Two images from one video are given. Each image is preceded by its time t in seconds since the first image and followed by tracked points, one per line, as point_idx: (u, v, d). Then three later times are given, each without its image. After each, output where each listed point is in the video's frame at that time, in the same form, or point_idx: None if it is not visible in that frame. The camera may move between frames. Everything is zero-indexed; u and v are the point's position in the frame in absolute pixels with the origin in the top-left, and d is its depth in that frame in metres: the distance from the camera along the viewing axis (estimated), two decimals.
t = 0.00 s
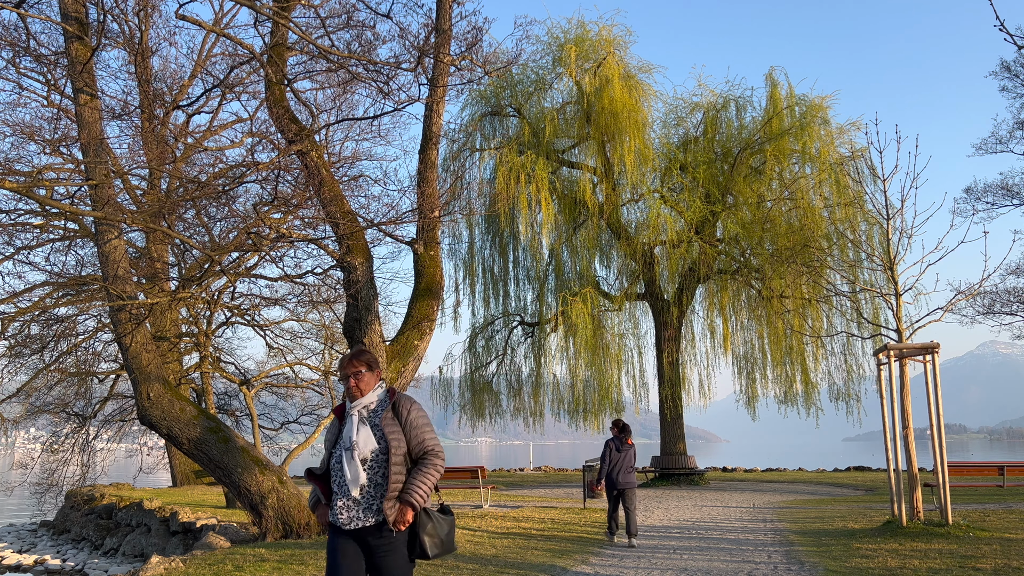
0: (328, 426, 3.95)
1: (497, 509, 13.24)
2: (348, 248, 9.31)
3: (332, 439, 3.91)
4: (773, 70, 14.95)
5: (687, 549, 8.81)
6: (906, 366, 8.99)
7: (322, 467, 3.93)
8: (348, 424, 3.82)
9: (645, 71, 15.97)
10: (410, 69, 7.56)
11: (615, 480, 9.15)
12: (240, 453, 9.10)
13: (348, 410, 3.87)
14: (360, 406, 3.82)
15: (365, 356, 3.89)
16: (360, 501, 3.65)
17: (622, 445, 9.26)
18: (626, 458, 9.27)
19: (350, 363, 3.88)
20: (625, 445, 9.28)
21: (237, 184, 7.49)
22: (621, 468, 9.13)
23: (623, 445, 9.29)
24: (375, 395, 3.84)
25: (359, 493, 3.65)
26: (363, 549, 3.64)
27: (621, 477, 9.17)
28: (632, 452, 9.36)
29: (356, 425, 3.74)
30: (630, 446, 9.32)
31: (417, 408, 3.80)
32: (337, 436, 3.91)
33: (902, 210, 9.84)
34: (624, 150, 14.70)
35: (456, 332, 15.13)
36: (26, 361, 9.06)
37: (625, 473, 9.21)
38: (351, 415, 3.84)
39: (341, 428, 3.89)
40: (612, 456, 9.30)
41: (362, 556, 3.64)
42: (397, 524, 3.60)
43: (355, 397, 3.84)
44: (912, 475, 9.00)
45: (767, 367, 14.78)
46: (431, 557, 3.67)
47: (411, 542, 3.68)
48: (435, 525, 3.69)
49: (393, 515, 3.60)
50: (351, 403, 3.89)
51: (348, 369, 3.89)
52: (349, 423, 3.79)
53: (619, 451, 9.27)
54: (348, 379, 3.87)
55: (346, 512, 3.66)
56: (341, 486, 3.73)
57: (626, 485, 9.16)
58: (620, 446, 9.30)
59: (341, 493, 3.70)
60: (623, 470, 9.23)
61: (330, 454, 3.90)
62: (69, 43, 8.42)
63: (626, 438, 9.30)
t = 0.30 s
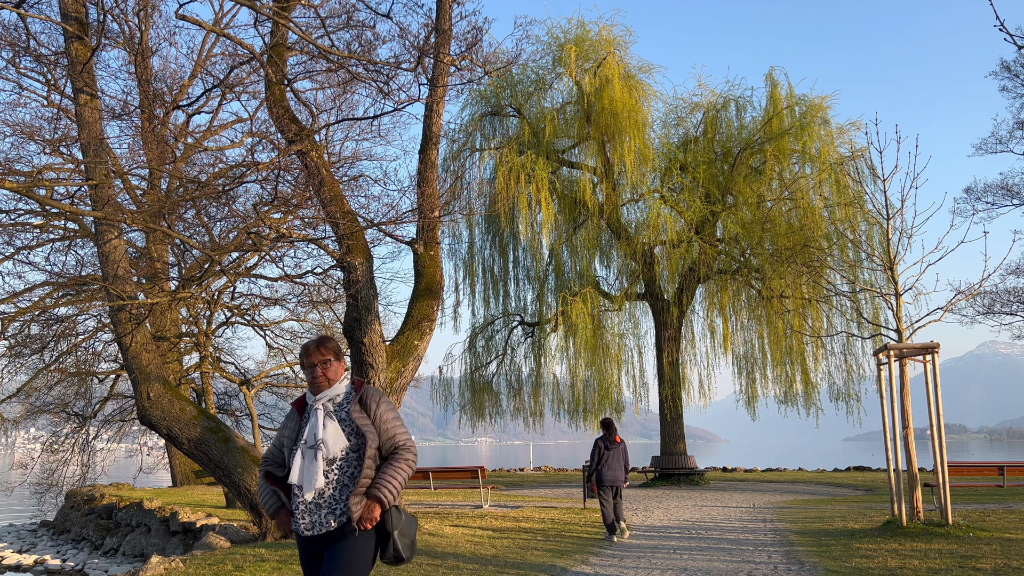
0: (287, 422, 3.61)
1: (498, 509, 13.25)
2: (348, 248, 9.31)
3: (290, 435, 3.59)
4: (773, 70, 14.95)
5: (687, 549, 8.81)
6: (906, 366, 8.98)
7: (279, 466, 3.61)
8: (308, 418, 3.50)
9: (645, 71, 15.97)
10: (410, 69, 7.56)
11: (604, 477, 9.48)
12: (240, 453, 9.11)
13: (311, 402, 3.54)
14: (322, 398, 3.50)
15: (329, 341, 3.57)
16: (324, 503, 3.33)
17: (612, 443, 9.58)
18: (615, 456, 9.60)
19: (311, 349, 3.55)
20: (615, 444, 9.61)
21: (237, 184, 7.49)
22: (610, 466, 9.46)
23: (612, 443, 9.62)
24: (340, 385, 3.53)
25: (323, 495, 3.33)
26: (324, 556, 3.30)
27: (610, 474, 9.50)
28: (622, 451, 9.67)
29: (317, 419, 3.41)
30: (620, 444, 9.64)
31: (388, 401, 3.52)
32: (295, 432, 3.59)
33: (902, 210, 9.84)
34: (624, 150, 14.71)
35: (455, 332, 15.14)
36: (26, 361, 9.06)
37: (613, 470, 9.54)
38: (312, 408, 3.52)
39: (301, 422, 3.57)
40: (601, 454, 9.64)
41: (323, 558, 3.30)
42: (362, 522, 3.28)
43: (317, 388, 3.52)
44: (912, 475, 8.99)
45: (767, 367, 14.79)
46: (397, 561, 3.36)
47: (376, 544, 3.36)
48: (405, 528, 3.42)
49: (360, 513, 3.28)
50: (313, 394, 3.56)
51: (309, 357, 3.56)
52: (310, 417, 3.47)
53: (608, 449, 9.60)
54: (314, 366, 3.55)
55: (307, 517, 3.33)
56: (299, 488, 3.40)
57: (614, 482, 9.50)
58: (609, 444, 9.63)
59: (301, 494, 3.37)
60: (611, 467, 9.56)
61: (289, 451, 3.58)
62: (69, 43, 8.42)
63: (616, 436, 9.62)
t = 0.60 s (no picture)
0: (249, 412, 3.39)
1: (498, 509, 13.25)
2: (348, 248, 9.30)
3: (253, 426, 3.35)
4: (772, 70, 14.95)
5: (687, 549, 8.81)
6: (906, 366, 8.98)
7: (236, 462, 3.37)
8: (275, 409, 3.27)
9: (645, 71, 15.98)
10: (410, 69, 7.55)
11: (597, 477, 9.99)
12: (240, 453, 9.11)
13: (278, 392, 3.31)
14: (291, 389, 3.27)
15: (303, 327, 3.36)
16: (279, 507, 3.10)
17: (604, 445, 10.15)
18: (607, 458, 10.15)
19: (285, 335, 3.33)
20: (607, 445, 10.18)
21: (237, 184, 7.49)
22: (603, 466, 10.00)
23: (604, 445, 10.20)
24: (313, 377, 3.30)
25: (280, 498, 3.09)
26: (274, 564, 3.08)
27: (603, 474, 10.02)
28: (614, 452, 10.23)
29: (283, 411, 3.18)
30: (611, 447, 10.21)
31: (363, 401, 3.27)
32: (258, 423, 3.36)
33: (902, 210, 9.85)
34: (624, 150, 14.71)
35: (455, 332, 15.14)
36: (26, 361, 9.06)
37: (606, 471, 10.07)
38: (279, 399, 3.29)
39: (266, 414, 3.35)
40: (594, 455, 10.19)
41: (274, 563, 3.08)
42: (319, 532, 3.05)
43: (287, 378, 3.30)
44: (912, 475, 8.99)
45: (766, 367, 14.80)
46: None
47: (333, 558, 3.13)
48: (362, 544, 3.18)
49: (315, 519, 3.04)
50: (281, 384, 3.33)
51: (281, 343, 3.34)
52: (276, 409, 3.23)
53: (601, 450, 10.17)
54: (284, 352, 3.34)
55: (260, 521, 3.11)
56: (259, 487, 3.18)
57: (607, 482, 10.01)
58: (601, 446, 10.21)
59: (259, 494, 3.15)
60: (604, 468, 10.11)
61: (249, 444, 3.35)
62: (69, 43, 8.43)
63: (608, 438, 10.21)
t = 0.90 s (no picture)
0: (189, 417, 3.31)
1: (498, 509, 13.25)
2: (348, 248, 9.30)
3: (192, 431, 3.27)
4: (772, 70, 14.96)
5: (687, 549, 8.80)
6: (906, 366, 8.99)
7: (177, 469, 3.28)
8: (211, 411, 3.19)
9: (645, 71, 15.98)
10: (410, 69, 7.55)
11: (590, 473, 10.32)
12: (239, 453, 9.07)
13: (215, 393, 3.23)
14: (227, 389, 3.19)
15: (240, 322, 3.29)
16: (218, 519, 3.02)
17: (599, 443, 10.47)
18: (601, 456, 10.48)
19: (219, 331, 3.25)
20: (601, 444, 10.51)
21: (237, 184, 7.49)
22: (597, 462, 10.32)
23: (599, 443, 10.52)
24: (249, 374, 3.21)
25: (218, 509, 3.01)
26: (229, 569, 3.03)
27: (597, 471, 10.35)
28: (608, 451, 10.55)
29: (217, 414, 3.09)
30: (606, 445, 10.53)
31: (302, 396, 3.17)
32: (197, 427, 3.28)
33: (902, 210, 9.86)
34: (624, 150, 14.71)
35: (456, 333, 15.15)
36: (26, 361, 9.07)
37: (599, 468, 10.40)
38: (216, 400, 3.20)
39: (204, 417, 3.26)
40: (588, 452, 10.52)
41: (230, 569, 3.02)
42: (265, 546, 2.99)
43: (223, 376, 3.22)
44: (912, 475, 9.00)
45: (766, 367, 14.81)
46: None
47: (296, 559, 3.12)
48: (328, 547, 3.12)
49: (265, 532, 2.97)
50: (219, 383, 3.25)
51: (216, 340, 3.26)
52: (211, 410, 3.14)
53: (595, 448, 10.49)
54: (220, 348, 3.26)
55: (199, 534, 3.03)
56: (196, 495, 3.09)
57: (599, 478, 10.34)
58: (596, 443, 10.53)
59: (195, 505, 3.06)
60: (597, 465, 10.44)
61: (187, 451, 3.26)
62: (69, 43, 8.44)
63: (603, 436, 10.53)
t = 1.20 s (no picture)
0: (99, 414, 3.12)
1: (498, 509, 13.25)
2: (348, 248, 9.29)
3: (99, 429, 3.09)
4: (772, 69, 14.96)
5: (687, 549, 8.80)
6: (906, 366, 8.99)
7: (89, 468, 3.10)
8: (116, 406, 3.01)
9: (645, 71, 15.98)
10: (410, 69, 7.55)
11: (580, 474, 10.38)
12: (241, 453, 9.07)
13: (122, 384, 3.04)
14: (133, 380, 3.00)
15: (145, 307, 3.07)
16: (127, 519, 2.83)
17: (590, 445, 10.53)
18: (591, 457, 10.54)
19: (121, 319, 3.04)
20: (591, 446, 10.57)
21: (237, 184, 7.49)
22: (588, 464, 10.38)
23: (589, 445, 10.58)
24: (157, 361, 3.02)
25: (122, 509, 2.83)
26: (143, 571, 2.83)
27: (586, 472, 10.41)
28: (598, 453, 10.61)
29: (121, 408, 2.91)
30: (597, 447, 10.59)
31: (222, 382, 2.99)
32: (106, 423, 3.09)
33: (902, 210, 9.87)
34: (624, 150, 14.71)
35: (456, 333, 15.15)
36: (26, 360, 9.12)
37: (589, 469, 10.45)
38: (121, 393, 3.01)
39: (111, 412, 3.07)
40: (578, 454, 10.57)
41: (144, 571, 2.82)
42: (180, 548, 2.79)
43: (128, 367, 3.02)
44: (912, 475, 9.00)
45: (767, 367, 14.81)
46: None
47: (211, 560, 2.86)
48: (243, 549, 2.83)
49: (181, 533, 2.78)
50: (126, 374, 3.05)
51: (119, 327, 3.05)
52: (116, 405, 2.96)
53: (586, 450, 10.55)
54: (123, 338, 3.05)
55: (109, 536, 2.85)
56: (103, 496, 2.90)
57: (589, 479, 10.40)
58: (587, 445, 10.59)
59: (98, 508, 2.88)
60: (587, 466, 10.49)
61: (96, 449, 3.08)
62: (69, 43, 8.44)
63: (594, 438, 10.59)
